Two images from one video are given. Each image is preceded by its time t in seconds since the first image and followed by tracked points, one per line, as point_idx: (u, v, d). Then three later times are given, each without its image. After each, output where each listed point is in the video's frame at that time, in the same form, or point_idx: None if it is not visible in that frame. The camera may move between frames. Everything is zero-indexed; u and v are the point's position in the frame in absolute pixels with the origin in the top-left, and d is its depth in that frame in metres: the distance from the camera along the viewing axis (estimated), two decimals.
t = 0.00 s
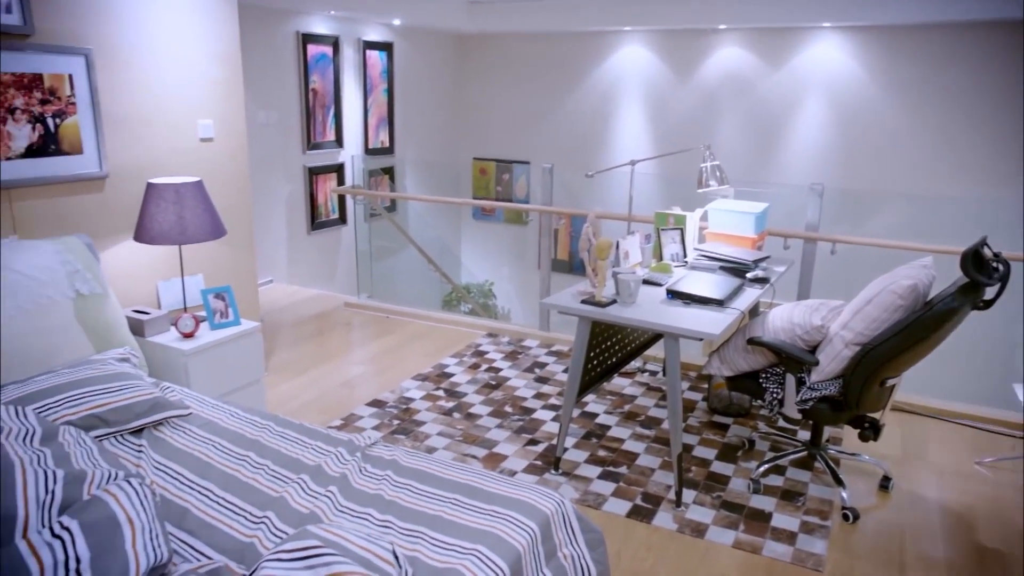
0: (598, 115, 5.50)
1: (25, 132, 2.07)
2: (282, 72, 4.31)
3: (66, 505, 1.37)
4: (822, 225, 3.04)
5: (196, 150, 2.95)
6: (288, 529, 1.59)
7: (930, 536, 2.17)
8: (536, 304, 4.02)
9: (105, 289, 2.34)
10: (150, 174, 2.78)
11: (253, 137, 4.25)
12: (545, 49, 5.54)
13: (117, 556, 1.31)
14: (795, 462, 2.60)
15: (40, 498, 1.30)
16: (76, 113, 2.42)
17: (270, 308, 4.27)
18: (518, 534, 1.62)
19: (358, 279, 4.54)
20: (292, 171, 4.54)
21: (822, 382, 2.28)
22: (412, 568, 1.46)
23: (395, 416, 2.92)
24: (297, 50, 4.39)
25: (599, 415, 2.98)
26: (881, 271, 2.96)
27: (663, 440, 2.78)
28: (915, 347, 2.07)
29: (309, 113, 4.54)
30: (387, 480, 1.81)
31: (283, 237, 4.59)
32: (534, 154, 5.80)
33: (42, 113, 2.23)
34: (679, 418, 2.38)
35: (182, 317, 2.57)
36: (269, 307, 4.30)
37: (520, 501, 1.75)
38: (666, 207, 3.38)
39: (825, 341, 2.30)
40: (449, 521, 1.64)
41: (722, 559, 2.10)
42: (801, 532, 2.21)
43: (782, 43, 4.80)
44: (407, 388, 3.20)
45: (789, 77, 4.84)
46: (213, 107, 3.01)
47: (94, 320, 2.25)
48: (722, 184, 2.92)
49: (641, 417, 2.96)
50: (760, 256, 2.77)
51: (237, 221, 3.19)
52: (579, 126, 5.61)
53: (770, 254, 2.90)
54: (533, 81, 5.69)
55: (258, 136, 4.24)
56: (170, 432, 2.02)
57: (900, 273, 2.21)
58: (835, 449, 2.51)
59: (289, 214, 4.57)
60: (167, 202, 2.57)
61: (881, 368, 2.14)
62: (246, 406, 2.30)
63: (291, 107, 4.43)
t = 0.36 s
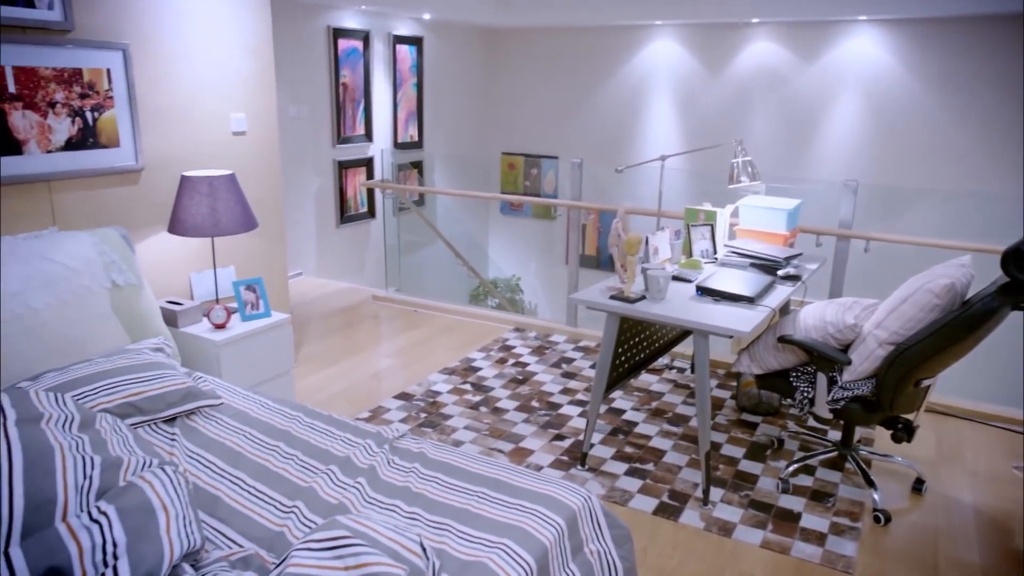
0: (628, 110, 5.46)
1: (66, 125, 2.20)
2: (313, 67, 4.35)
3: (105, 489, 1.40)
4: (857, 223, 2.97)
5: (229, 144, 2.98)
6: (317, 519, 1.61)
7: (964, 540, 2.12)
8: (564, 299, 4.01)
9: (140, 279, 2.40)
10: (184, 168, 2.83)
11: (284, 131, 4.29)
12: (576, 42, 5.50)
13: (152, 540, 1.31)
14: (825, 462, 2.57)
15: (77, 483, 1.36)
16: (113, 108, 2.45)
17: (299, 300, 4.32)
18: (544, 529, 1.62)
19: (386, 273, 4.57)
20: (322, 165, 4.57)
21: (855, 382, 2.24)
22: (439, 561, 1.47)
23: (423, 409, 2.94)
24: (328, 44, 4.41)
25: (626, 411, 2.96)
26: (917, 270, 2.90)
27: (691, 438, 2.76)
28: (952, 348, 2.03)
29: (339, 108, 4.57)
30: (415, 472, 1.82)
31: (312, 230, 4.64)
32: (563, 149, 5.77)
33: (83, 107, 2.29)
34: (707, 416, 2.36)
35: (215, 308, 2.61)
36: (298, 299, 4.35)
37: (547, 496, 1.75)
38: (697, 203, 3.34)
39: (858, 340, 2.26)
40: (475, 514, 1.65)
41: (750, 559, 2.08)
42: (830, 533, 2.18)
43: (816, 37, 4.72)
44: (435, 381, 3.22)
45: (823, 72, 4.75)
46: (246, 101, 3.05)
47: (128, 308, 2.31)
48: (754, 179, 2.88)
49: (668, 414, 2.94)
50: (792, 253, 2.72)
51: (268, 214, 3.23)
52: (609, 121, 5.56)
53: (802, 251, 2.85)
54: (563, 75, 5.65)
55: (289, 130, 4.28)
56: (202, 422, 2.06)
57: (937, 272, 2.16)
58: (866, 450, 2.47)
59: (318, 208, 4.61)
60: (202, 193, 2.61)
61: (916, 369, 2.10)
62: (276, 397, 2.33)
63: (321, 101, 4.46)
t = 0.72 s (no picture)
0: (655, 104, 5.41)
1: (101, 118, 2.38)
2: (340, 61, 4.37)
3: (136, 477, 1.42)
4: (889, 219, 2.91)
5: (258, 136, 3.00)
6: (343, 509, 1.62)
7: (996, 544, 2.08)
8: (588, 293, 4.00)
9: (172, 271, 2.46)
10: (213, 160, 2.86)
11: (312, 124, 4.32)
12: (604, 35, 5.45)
13: (182, 526, 1.33)
14: (852, 461, 2.53)
15: (111, 468, 1.38)
16: (146, 100, 2.56)
17: (326, 292, 4.36)
18: (568, 523, 1.62)
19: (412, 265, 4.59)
20: (349, 158, 4.60)
21: (885, 380, 2.20)
22: (464, 553, 1.47)
23: (447, 402, 2.95)
24: (355, 38, 4.43)
25: (651, 407, 2.95)
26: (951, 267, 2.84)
27: (716, 435, 2.73)
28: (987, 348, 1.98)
29: (365, 101, 4.59)
30: (440, 464, 1.83)
31: (339, 223, 4.67)
32: (589, 143, 5.73)
33: (115, 99, 2.45)
34: (734, 413, 2.34)
35: (243, 299, 2.64)
36: (325, 291, 4.39)
37: (571, 491, 1.75)
38: (725, 198, 3.30)
39: (888, 338, 2.21)
40: (500, 507, 1.65)
41: (776, 558, 2.06)
42: (858, 533, 2.15)
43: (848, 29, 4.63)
44: (459, 374, 3.23)
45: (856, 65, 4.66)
46: (274, 93, 3.07)
47: (160, 298, 2.36)
48: (784, 174, 2.84)
49: (693, 410, 2.91)
50: (822, 249, 2.68)
51: (296, 206, 3.25)
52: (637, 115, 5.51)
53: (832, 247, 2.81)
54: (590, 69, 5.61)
55: (317, 124, 4.32)
56: (230, 411, 2.08)
57: (973, 269, 2.08)
58: (896, 450, 2.42)
59: (345, 200, 4.65)
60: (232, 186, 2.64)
61: (949, 368, 2.05)
62: (303, 387, 2.35)
63: (349, 94, 4.49)
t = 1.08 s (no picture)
0: (681, 100, 5.38)
1: (130, 110, 2.47)
2: (365, 54, 4.39)
3: (165, 465, 1.43)
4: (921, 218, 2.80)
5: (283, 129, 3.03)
6: (366, 501, 1.63)
7: None
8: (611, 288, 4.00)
9: (199, 262, 2.49)
10: (240, 153, 2.89)
11: (337, 117, 4.35)
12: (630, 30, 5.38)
13: (209, 513, 1.33)
14: (879, 461, 2.50)
15: (141, 457, 1.40)
16: (175, 94, 2.59)
17: (350, 285, 4.40)
18: (590, 518, 1.61)
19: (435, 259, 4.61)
20: (374, 152, 4.62)
21: (914, 380, 2.16)
22: (486, 546, 1.47)
23: (470, 396, 2.96)
24: (381, 31, 4.45)
25: (674, 403, 2.93)
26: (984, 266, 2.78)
27: (739, 432, 2.71)
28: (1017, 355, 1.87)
29: (390, 95, 4.61)
30: (463, 457, 1.83)
31: (363, 216, 4.70)
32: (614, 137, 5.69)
33: (145, 93, 2.50)
34: (758, 410, 2.32)
35: (269, 291, 2.66)
36: (349, 284, 4.43)
37: (594, 486, 1.75)
38: (750, 193, 3.26)
39: (918, 338, 2.15)
40: (522, 501, 1.66)
41: (800, 557, 2.04)
42: (884, 534, 2.12)
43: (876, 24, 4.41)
44: (482, 368, 3.24)
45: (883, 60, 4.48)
46: (301, 87, 3.09)
47: (187, 289, 2.39)
48: (812, 170, 2.80)
49: (717, 407, 2.89)
50: (849, 246, 2.64)
51: (321, 200, 3.28)
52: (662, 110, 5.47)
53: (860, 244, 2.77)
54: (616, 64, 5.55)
55: (342, 117, 4.34)
56: (256, 402, 2.10)
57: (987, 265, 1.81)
58: (924, 451, 2.39)
59: (369, 194, 4.67)
60: (257, 178, 2.66)
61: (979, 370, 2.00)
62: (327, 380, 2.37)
63: (374, 88, 4.51)
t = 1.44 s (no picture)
0: (708, 96, 5.34)
1: (161, 105, 2.51)
2: (391, 49, 4.40)
3: (193, 455, 1.45)
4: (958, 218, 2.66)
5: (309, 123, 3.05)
6: (390, 494, 1.64)
7: None
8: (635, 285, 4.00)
9: (227, 255, 2.53)
10: (267, 148, 2.92)
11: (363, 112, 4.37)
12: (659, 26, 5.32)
13: (236, 503, 1.34)
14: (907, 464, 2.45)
15: (170, 447, 1.42)
16: (204, 88, 2.63)
17: (375, 279, 4.43)
18: (613, 515, 1.61)
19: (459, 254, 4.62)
20: (398, 147, 4.63)
21: (944, 381, 2.12)
22: (509, 541, 1.47)
23: (492, 390, 2.97)
24: (406, 26, 4.46)
25: (697, 401, 2.91)
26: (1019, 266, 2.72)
27: (764, 431, 2.68)
28: None
29: (415, 90, 4.62)
30: (486, 452, 1.84)
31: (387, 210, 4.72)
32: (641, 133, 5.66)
33: (176, 87, 2.54)
34: (784, 409, 2.29)
35: (295, 284, 2.68)
36: (374, 278, 4.45)
37: (617, 482, 1.74)
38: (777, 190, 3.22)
39: (950, 337, 2.08)
40: (545, 496, 1.65)
41: (825, 559, 2.01)
42: (912, 537, 2.09)
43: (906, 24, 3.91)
44: (505, 363, 3.24)
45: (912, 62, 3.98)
46: (328, 81, 3.11)
47: (215, 281, 2.42)
48: (841, 166, 2.76)
49: (741, 406, 2.87)
50: (879, 244, 2.58)
51: (347, 193, 3.29)
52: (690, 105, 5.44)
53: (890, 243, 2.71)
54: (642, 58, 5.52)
55: (367, 112, 4.36)
56: (282, 394, 2.12)
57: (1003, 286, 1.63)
58: (954, 453, 2.34)
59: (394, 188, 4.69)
60: (284, 172, 2.67)
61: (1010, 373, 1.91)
62: (351, 373, 2.38)
63: (399, 83, 4.52)
